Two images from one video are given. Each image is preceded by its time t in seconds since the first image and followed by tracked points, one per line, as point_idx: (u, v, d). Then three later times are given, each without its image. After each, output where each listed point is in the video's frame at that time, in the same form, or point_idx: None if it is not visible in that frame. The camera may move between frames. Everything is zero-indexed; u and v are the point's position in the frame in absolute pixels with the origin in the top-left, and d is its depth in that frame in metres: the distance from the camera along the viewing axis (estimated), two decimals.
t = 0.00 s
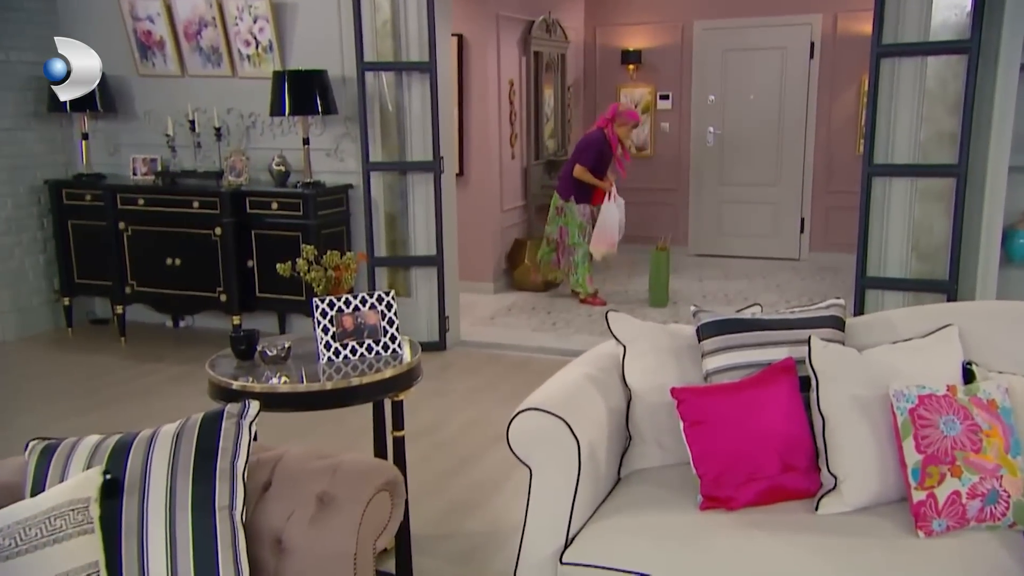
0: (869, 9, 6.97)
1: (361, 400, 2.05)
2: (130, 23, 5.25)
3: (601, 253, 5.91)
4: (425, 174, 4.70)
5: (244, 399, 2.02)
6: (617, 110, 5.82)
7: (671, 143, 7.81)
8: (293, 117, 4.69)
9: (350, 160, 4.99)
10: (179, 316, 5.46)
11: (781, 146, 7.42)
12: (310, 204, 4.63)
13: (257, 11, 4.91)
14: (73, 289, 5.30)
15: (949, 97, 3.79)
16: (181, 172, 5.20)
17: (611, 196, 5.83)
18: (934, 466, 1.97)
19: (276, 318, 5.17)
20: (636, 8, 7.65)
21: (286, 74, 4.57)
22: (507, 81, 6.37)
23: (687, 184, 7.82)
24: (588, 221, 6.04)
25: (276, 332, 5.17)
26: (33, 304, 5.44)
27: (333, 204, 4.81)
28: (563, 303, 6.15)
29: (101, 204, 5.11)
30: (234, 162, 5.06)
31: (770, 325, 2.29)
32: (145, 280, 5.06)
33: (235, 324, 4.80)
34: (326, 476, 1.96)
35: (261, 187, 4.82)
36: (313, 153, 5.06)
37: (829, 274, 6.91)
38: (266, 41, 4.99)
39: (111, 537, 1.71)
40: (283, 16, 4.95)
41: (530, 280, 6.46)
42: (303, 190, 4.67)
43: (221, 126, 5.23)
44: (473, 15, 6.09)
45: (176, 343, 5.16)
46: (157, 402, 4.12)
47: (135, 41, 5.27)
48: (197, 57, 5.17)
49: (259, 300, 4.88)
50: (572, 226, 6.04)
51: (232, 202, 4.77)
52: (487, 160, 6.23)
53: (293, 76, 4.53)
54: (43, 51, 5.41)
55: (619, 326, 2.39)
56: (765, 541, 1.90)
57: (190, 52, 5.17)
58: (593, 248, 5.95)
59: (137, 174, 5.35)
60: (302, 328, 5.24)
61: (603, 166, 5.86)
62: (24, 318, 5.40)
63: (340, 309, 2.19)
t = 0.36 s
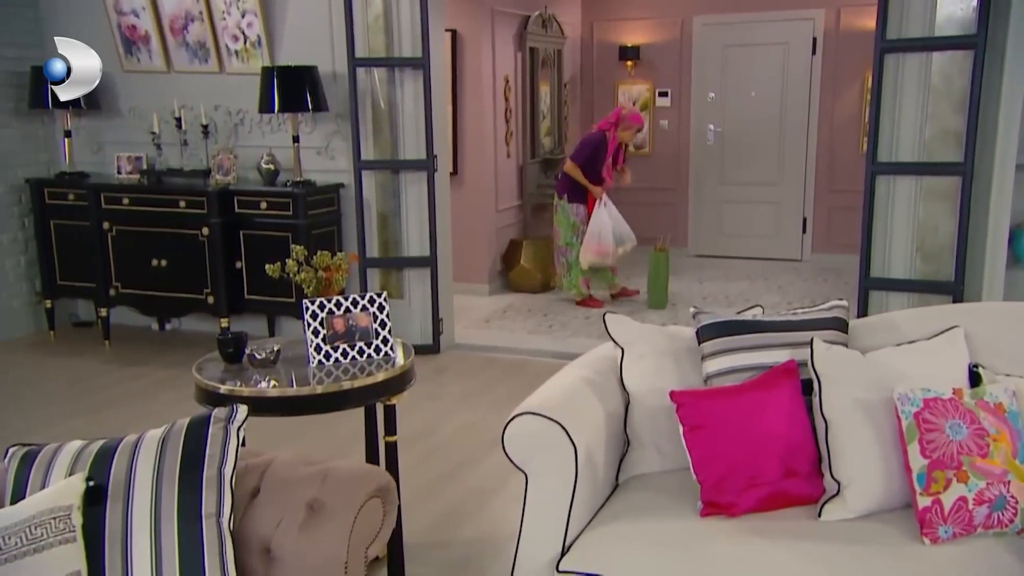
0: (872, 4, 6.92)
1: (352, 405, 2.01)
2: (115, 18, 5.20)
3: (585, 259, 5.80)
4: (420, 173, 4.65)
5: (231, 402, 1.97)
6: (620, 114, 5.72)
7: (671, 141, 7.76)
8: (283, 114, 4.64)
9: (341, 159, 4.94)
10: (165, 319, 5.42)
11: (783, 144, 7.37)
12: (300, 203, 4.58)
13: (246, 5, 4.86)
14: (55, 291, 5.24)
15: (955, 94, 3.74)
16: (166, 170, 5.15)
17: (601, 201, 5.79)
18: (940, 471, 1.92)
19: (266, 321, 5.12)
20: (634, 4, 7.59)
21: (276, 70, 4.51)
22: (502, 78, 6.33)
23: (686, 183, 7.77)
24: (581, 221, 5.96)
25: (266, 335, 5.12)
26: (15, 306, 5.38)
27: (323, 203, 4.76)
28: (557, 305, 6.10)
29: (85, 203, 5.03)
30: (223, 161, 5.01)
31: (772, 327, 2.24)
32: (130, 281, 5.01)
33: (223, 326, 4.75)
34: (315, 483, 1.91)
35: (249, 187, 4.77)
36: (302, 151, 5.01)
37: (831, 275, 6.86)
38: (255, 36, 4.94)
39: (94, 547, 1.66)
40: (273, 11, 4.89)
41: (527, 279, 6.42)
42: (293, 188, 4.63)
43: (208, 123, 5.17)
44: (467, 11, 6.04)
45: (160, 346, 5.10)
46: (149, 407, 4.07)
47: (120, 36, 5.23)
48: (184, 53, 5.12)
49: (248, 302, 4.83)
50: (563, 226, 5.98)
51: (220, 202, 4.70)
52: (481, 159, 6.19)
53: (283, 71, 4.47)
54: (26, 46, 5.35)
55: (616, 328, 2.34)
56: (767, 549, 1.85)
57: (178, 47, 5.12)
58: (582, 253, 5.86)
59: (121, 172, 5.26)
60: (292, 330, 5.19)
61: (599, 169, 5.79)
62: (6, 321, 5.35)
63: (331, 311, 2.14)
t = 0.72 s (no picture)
0: None
1: (340, 408, 2.00)
2: (93, 12, 5.13)
3: (560, 249, 5.80)
4: (408, 171, 4.60)
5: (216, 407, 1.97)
6: (638, 122, 5.70)
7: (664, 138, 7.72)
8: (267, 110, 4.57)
9: (328, 157, 4.89)
10: (147, 320, 5.37)
11: (779, 141, 7.33)
12: (286, 201, 4.53)
13: None
14: (33, 292, 5.16)
15: (954, 90, 3.70)
16: (147, 167, 5.09)
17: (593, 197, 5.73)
18: (939, 474, 1.88)
19: (251, 322, 5.06)
20: None
21: (260, 65, 4.44)
22: (493, 73, 6.27)
23: (680, 181, 7.73)
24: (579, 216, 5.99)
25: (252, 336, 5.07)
26: None
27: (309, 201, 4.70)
28: (548, 305, 6.05)
29: (62, 202, 4.96)
30: (205, 158, 4.91)
31: (767, 327, 2.21)
32: (110, 282, 4.95)
33: (207, 327, 4.69)
34: (302, 488, 1.86)
35: (233, 185, 4.71)
36: (287, 148, 4.95)
37: (828, 274, 6.83)
38: (238, 30, 4.87)
39: (73, 556, 1.60)
40: (257, 5, 4.83)
41: (519, 278, 6.38)
42: (279, 186, 4.57)
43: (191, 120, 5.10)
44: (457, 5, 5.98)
45: (143, 349, 5.04)
46: (136, 410, 4.03)
47: (98, 30, 5.16)
48: (165, 47, 5.05)
49: (232, 303, 4.78)
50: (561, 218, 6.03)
51: (202, 200, 4.64)
52: (471, 157, 6.14)
53: (267, 66, 4.41)
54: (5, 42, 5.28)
55: (609, 329, 2.31)
56: (764, 555, 1.81)
57: (159, 41, 5.06)
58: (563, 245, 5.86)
59: (102, 170, 5.12)
60: (278, 331, 5.13)
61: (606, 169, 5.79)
62: None
63: (317, 312, 2.13)
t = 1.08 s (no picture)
0: None
1: (325, 412, 1.96)
2: (67, 5, 5.06)
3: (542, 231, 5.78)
4: (392, 168, 4.55)
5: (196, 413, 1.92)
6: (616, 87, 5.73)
7: (655, 135, 7.68)
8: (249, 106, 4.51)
9: (310, 154, 4.83)
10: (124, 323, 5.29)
11: (772, 138, 7.30)
12: (268, 201, 4.47)
13: None
14: (8, 294, 5.08)
15: (949, 86, 3.68)
16: (125, 165, 5.01)
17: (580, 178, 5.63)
18: (935, 478, 1.85)
19: (232, 325, 4.99)
20: None
21: (240, 61, 4.38)
22: (480, 68, 6.22)
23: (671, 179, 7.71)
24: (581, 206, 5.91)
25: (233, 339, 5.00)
26: None
27: (292, 200, 4.65)
28: (539, 305, 6.00)
29: (35, 201, 4.88)
30: (184, 157, 4.82)
31: (760, 329, 2.17)
32: (86, 283, 4.87)
33: (186, 329, 4.62)
34: (286, 495, 1.81)
35: (213, 183, 4.64)
36: (269, 145, 4.88)
37: (822, 274, 6.81)
38: (218, 24, 4.81)
39: (50, 567, 1.55)
40: None
41: (508, 279, 6.32)
42: (260, 185, 4.51)
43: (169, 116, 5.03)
44: None
45: (120, 353, 4.96)
46: (119, 414, 3.96)
47: (73, 22, 5.09)
48: (142, 41, 4.98)
49: (212, 305, 4.71)
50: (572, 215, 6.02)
51: (182, 198, 4.59)
52: (458, 153, 6.09)
53: (247, 61, 4.35)
54: None
55: (600, 331, 2.27)
56: (759, 561, 1.77)
57: (137, 35, 4.98)
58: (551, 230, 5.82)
59: (76, 167, 5.04)
60: (260, 334, 5.06)
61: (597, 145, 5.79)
62: None
63: (301, 315, 2.08)
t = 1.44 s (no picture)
0: None
1: (316, 417, 1.91)
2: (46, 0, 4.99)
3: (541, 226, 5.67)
4: (381, 167, 4.51)
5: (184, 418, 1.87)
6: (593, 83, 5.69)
7: (649, 132, 7.65)
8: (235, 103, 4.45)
9: (297, 152, 4.78)
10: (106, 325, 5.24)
11: (768, 136, 7.27)
12: (254, 200, 4.42)
13: None
14: None
15: (948, 83, 3.64)
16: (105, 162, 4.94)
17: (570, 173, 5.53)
18: (938, 482, 1.81)
19: (217, 327, 4.93)
20: None
21: (226, 57, 4.32)
22: (471, 65, 6.18)
23: (665, 177, 7.67)
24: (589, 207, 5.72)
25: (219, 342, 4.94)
26: None
27: (279, 199, 4.60)
28: (533, 306, 5.96)
29: (15, 200, 4.81)
30: (167, 156, 4.77)
31: (759, 331, 2.13)
32: (66, 285, 4.81)
33: (170, 331, 4.56)
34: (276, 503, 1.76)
35: (197, 182, 4.59)
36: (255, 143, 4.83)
37: (819, 274, 6.77)
38: (202, 19, 4.75)
39: None
40: None
41: (501, 280, 6.27)
42: (245, 184, 4.46)
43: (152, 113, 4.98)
44: None
45: (101, 356, 4.89)
46: (106, 420, 3.90)
47: (52, 18, 5.02)
48: (124, 37, 4.92)
49: (197, 306, 4.65)
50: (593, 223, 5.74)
51: (165, 197, 4.53)
52: (449, 150, 6.04)
53: (232, 56, 4.29)
54: None
55: (595, 333, 2.22)
56: (761, 568, 1.73)
57: (119, 31, 4.92)
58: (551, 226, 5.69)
59: (56, 165, 5.00)
60: (246, 336, 5.01)
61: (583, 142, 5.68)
62: None
63: (291, 318, 2.03)
